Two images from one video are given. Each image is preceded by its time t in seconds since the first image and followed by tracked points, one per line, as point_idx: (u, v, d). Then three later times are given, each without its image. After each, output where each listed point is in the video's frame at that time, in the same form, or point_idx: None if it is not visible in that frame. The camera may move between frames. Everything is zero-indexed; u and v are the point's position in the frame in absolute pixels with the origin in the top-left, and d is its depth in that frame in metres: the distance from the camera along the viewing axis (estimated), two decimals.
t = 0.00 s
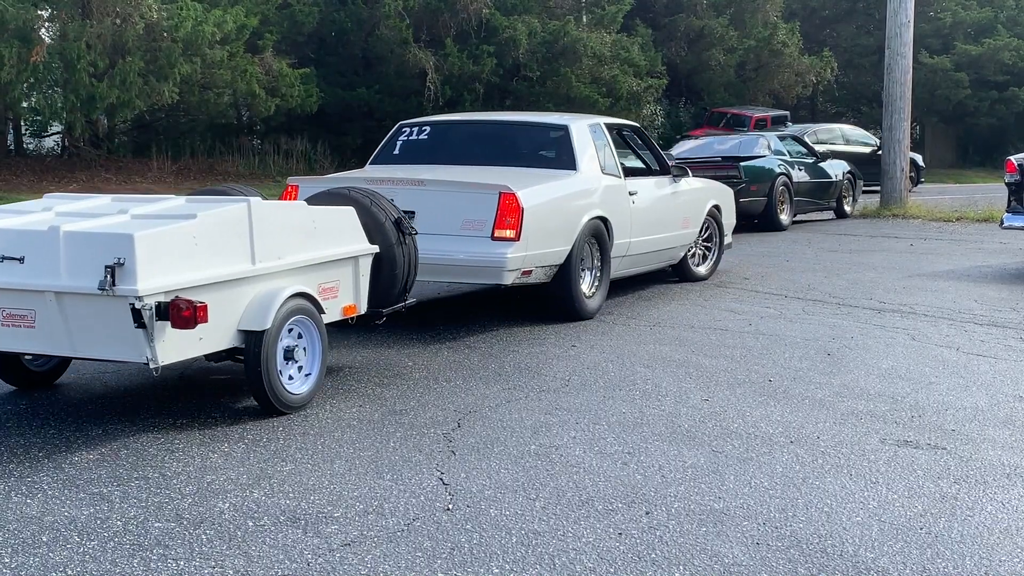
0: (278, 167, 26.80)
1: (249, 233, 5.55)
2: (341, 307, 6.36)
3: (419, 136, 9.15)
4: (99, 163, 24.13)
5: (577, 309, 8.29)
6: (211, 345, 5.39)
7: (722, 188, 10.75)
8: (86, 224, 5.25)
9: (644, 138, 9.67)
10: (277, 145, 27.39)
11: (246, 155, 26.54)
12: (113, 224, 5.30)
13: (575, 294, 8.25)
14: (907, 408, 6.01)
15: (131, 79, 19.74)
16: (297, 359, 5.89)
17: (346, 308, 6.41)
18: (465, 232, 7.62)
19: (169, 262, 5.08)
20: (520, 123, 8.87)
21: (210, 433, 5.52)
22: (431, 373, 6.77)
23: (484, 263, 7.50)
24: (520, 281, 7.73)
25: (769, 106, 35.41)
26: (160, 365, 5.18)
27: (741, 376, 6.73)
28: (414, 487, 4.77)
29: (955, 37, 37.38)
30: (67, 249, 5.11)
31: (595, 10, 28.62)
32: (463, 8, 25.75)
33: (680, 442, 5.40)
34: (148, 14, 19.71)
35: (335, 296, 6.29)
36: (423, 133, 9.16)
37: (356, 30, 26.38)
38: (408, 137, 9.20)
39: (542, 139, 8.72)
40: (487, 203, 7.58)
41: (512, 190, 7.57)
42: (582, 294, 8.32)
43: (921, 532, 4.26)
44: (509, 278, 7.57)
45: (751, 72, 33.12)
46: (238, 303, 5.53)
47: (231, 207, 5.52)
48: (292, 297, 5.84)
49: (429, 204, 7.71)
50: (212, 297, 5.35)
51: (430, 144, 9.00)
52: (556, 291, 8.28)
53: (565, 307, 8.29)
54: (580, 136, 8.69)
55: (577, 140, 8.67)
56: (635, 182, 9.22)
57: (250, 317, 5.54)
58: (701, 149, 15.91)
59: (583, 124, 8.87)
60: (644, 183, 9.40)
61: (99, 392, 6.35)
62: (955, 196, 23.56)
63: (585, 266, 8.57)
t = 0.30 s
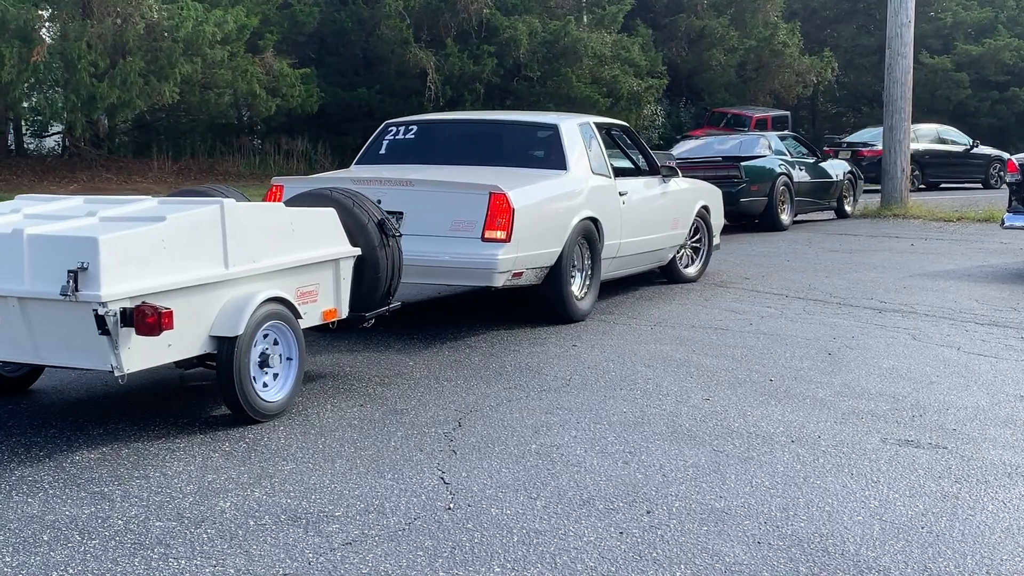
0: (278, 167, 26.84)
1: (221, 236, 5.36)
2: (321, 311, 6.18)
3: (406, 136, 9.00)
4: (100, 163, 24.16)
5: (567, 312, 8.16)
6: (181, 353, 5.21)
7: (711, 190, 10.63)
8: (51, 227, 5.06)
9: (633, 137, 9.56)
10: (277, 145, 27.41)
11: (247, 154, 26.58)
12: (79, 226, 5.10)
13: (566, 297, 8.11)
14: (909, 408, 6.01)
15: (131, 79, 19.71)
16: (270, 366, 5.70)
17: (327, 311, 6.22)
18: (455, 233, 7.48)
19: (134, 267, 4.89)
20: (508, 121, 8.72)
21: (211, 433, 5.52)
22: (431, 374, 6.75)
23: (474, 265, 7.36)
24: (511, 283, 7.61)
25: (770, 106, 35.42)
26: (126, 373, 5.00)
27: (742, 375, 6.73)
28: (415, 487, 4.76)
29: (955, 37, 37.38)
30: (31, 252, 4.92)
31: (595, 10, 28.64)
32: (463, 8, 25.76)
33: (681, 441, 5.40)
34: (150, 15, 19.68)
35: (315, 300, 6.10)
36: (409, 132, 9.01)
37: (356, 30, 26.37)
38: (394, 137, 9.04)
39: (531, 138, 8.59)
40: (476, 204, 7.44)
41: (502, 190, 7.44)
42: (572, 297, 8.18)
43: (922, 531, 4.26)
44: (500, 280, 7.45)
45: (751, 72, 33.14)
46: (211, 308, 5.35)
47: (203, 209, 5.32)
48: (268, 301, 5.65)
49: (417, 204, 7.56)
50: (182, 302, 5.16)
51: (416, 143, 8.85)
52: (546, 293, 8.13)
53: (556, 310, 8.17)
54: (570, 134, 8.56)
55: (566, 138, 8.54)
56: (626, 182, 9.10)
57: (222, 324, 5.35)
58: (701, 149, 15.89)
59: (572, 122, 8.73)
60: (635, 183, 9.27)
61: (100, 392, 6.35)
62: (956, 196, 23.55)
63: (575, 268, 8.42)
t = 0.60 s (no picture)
0: (279, 166, 26.87)
1: (195, 239, 5.20)
2: (303, 315, 6.02)
3: (394, 135, 8.90)
4: (101, 163, 24.19)
5: (559, 314, 8.02)
6: (151, 360, 5.04)
7: (701, 190, 10.57)
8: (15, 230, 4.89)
9: (623, 136, 9.45)
10: (278, 145, 27.43)
11: (248, 154, 26.60)
12: (46, 229, 4.94)
13: (558, 298, 7.97)
14: (911, 407, 6.01)
15: (132, 78, 19.68)
16: (246, 373, 5.54)
17: (308, 316, 6.04)
18: (446, 233, 7.34)
19: (100, 271, 4.73)
20: (499, 121, 8.60)
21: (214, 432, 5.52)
22: (432, 373, 6.74)
23: (467, 266, 7.22)
24: (505, 284, 7.47)
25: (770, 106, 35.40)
26: (93, 381, 4.83)
27: (744, 374, 6.74)
28: (418, 486, 4.76)
29: (956, 37, 37.35)
30: None
31: (596, 10, 28.66)
32: (464, 8, 25.77)
33: (684, 440, 5.40)
34: (151, 14, 19.66)
35: (296, 305, 5.95)
36: (398, 131, 8.91)
37: (357, 30, 26.36)
38: (382, 136, 8.94)
39: (522, 137, 8.48)
40: (468, 203, 7.32)
41: (495, 189, 7.31)
42: (565, 299, 8.05)
43: (925, 530, 4.26)
44: (494, 281, 7.31)
45: (752, 72, 33.15)
46: (184, 313, 5.18)
47: (176, 211, 5.17)
48: (245, 306, 5.50)
49: (407, 204, 7.44)
50: (152, 309, 5.00)
51: (404, 142, 8.74)
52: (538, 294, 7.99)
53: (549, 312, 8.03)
54: (561, 133, 8.46)
55: (558, 137, 8.43)
56: (618, 182, 8.99)
57: (195, 330, 5.19)
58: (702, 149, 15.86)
59: (564, 121, 8.62)
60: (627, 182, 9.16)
61: (103, 391, 6.35)
62: (957, 196, 23.54)
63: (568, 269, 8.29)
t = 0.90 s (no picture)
0: (280, 167, 26.88)
1: (164, 242, 5.05)
2: (281, 319, 5.88)
3: (381, 134, 8.85)
4: (101, 163, 24.17)
5: (551, 317, 7.94)
6: (116, 367, 4.88)
7: (690, 190, 10.53)
8: None
9: (613, 135, 9.44)
10: (279, 145, 27.45)
11: (248, 155, 26.59)
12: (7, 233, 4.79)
13: (549, 300, 7.88)
14: (912, 407, 6.00)
15: (133, 78, 19.63)
16: (219, 379, 5.38)
17: (287, 320, 5.92)
18: (437, 233, 7.28)
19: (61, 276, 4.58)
20: (487, 120, 8.56)
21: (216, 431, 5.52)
22: (432, 373, 6.74)
23: (458, 268, 7.16)
24: (497, 286, 7.40)
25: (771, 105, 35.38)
26: (53, 388, 4.67)
27: (745, 373, 6.73)
28: (418, 485, 4.76)
29: (957, 37, 37.31)
30: None
31: (596, 10, 28.67)
32: (464, 7, 25.78)
33: (685, 440, 5.39)
34: (151, 14, 19.63)
35: (273, 309, 5.80)
36: (385, 131, 8.86)
37: (358, 30, 26.33)
38: (368, 136, 8.89)
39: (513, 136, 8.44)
40: (459, 203, 7.25)
41: (487, 189, 7.25)
42: (556, 301, 7.97)
43: (925, 530, 4.25)
44: (485, 283, 7.24)
45: (753, 71, 33.15)
46: (153, 319, 5.03)
47: (144, 213, 5.03)
48: (218, 309, 5.34)
49: (396, 204, 7.39)
50: (118, 315, 4.85)
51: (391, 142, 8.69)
52: (529, 298, 7.89)
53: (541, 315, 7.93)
54: (552, 132, 8.43)
55: (548, 136, 8.40)
56: (609, 181, 8.96)
57: (164, 335, 5.03)
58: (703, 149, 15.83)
59: (554, 120, 8.60)
60: (618, 183, 9.13)
61: (104, 391, 6.36)
62: (959, 195, 23.51)
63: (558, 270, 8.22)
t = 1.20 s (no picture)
0: (281, 167, 26.92)
1: (131, 245, 4.88)
2: (258, 325, 5.72)
3: (368, 134, 8.75)
4: (102, 163, 24.18)
5: (543, 319, 7.84)
6: (79, 375, 4.71)
7: (679, 190, 10.52)
8: None
9: (602, 135, 9.41)
10: (280, 145, 27.48)
11: (249, 155, 26.62)
12: None
13: (541, 303, 7.78)
14: (914, 407, 5.99)
15: (134, 79, 19.61)
16: (189, 389, 5.23)
17: (265, 326, 5.75)
18: (428, 235, 7.13)
19: (20, 281, 4.41)
20: (476, 120, 8.50)
21: (216, 431, 5.51)
22: (434, 373, 6.73)
23: (450, 270, 7.01)
24: (489, 288, 7.26)
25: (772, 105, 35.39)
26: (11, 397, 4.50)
27: (747, 373, 6.74)
28: (420, 485, 4.76)
29: (958, 36, 37.29)
30: None
31: (597, 10, 28.66)
32: (465, 7, 25.81)
33: (686, 440, 5.39)
34: (152, 14, 19.62)
35: (249, 314, 5.64)
36: (372, 131, 8.77)
37: (359, 30, 26.36)
38: (356, 136, 8.79)
39: (503, 135, 8.38)
40: (450, 205, 7.11)
41: (479, 190, 7.12)
42: (549, 304, 7.87)
43: (927, 530, 4.25)
44: (477, 286, 7.10)
45: (754, 71, 33.15)
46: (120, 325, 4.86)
47: (111, 215, 4.86)
48: (189, 315, 5.19)
49: (383, 204, 7.23)
50: (82, 321, 4.68)
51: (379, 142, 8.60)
52: (521, 302, 7.79)
53: (535, 318, 7.84)
54: (543, 132, 8.36)
55: (540, 135, 8.34)
56: (599, 182, 8.90)
57: (131, 342, 4.86)
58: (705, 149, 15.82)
59: (545, 120, 8.54)
60: (609, 183, 9.07)
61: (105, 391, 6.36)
62: (960, 195, 23.50)
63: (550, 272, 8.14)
